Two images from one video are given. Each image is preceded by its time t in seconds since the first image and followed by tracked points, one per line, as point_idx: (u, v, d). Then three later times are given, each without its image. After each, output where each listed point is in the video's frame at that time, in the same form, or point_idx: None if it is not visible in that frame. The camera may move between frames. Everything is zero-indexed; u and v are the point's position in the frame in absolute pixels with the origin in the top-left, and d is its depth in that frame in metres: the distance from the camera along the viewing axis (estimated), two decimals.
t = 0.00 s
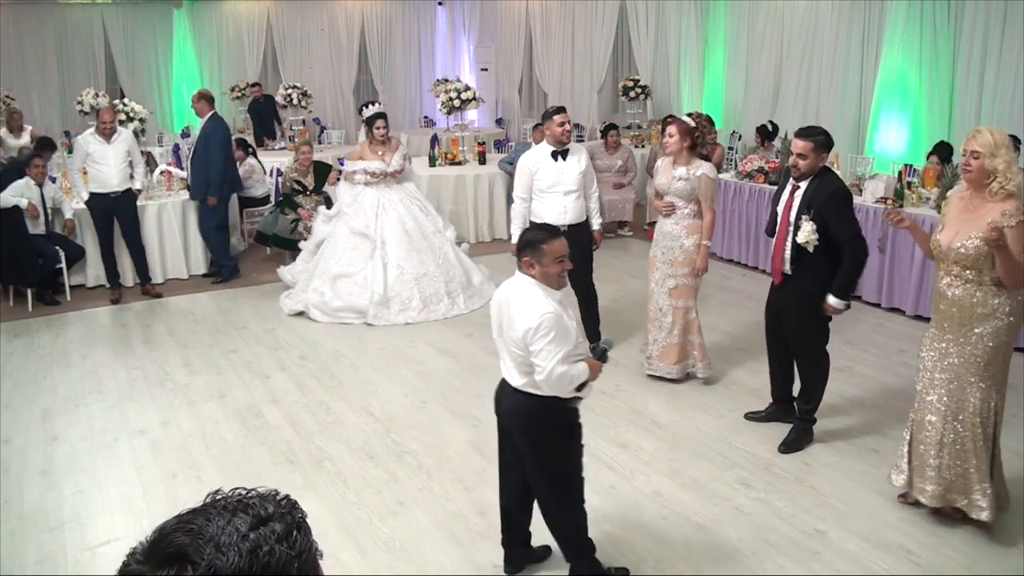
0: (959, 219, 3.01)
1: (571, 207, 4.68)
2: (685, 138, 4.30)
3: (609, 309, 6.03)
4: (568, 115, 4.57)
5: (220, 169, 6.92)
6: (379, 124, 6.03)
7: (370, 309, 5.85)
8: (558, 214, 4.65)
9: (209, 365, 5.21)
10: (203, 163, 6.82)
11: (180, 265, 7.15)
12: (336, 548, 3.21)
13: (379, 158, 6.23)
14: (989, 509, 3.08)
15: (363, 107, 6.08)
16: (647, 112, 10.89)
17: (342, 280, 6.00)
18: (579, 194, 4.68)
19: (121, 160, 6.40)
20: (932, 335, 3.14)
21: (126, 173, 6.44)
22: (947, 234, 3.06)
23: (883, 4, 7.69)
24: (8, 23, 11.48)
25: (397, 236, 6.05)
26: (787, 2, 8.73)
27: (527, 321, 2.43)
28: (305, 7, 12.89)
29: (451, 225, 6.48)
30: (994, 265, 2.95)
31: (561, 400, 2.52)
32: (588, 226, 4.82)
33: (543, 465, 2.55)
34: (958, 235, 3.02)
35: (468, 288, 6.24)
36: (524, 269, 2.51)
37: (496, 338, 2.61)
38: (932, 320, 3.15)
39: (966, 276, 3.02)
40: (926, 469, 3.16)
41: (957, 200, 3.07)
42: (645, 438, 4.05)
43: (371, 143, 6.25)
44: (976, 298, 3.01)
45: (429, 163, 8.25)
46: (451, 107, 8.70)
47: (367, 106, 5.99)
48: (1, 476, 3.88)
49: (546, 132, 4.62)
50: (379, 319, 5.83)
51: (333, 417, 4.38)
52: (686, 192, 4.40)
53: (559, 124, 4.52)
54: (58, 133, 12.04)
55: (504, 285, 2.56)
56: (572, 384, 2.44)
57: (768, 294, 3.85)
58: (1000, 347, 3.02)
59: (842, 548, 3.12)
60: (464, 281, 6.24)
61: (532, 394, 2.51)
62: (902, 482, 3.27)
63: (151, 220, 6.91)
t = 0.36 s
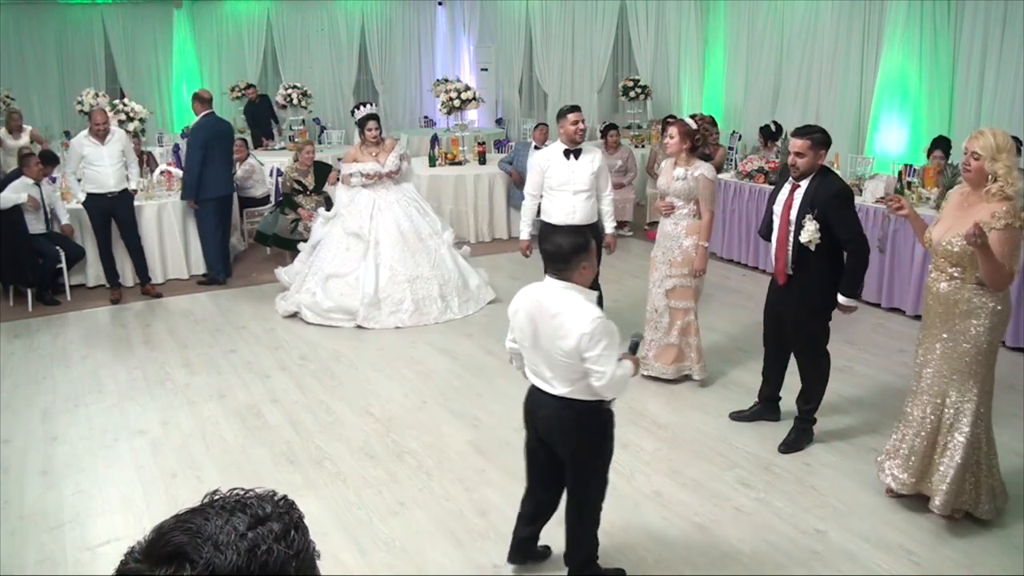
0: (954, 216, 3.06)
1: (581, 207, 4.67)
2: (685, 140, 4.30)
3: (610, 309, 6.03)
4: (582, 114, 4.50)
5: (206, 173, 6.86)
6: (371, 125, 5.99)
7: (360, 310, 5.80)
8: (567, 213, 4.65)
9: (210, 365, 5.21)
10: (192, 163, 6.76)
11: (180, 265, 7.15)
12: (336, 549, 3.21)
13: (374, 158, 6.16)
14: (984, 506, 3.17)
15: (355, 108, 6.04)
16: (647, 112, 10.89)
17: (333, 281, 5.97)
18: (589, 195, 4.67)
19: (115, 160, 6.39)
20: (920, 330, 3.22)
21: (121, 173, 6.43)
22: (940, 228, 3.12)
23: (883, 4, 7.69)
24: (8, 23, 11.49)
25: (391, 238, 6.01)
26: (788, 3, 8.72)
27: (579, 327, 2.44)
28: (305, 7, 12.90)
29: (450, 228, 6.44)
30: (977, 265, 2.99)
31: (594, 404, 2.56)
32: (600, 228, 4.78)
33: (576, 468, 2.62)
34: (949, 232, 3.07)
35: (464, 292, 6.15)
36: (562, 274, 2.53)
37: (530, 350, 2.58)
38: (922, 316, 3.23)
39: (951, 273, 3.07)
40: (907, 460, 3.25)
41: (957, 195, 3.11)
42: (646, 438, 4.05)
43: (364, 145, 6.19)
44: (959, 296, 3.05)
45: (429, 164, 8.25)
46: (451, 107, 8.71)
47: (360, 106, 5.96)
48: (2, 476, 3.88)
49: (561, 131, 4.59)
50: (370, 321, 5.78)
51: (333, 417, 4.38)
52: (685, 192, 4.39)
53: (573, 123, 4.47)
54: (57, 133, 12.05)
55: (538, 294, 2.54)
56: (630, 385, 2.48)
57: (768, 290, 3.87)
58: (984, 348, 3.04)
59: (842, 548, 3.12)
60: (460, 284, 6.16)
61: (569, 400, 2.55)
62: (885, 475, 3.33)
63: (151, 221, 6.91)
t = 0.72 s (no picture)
0: (938, 212, 3.10)
1: (590, 209, 4.66)
2: (679, 137, 4.28)
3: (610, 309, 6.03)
4: (591, 116, 4.44)
5: (196, 172, 6.82)
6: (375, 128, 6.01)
7: (359, 317, 5.76)
8: (575, 214, 4.66)
9: (210, 365, 5.21)
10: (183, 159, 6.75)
11: (180, 265, 7.15)
12: (336, 549, 3.21)
13: (377, 162, 6.16)
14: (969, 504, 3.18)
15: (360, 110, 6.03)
16: (647, 111, 10.89)
17: (333, 288, 5.94)
18: (600, 196, 4.66)
19: (114, 160, 6.38)
20: (905, 324, 3.25)
21: (119, 173, 6.42)
22: (923, 223, 3.15)
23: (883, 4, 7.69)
24: (9, 23, 11.49)
25: (392, 245, 5.97)
26: (789, 3, 8.72)
27: (613, 323, 2.46)
28: (305, 7, 12.91)
29: (453, 232, 6.38)
30: (958, 261, 3.03)
31: (612, 407, 2.58)
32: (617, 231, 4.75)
33: (590, 474, 2.63)
34: (932, 227, 3.10)
35: (466, 298, 6.06)
36: (584, 275, 2.54)
37: (551, 356, 2.56)
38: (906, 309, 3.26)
39: (933, 267, 3.11)
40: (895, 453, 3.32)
41: (940, 192, 3.14)
42: (646, 438, 4.06)
43: (368, 147, 6.20)
44: (943, 290, 3.09)
45: (429, 163, 8.25)
46: (451, 107, 8.71)
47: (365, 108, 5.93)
48: (1, 476, 3.88)
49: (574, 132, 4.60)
50: (368, 326, 5.72)
51: (333, 417, 4.38)
52: (682, 190, 4.40)
53: (582, 125, 4.41)
54: (57, 133, 12.05)
55: (559, 296, 2.54)
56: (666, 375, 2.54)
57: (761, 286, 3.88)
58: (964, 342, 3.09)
59: (842, 548, 3.12)
60: (463, 290, 6.07)
61: (589, 402, 2.56)
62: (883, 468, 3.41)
63: (151, 220, 6.90)
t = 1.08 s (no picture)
0: (926, 213, 3.11)
1: (588, 211, 4.67)
2: (675, 137, 4.29)
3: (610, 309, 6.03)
4: (593, 120, 4.45)
5: (202, 169, 6.85)
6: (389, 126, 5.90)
7: (357, 323, 5.67)
8: (575, 215, 4.73)
9: (210, 365, 5.21)
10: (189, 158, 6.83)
11: (179, 264, 7.14)
12: (336, 549, 3.21)
13: (386, 162, 6.09)
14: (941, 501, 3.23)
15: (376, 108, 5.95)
16: (647, 111, 10.89)
17: (334, 292, 5.89)
18: (600, 199, 4.64)
19: (114, 159, 6.39)
20: (902, 322, 3.26)
21: (119, 173, 6.42)
22: (912, 226, 3.15)
23: (883, 4, 7.70)
24: (9, 24, 11.50)
25: (396, 250, 5.90)
26: (789, 3, 8.72)
27: (621, 319, 2.46)
28: (305, 7, 12.91)
29: (460, 239, 6.30)
30: (960, 255, 3.03)
31: (614, 407, 2.58)
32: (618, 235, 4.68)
33: (592, 473, 2.63)
34: (924, 228, 3.10)
35: (470, 307, 5.94)
36: (583, 277, 2.54)
37: (558, 359, 2.55)
38: (901, 309, 3.27)
39: (933, 267, 3.11)
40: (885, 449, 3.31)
41: (921, 193, 3.18)
42: (646, 438, 4.06)
43: (380, 146, 6.13)
44: (938, 289, 3.10)
45: (429, 163, 8.26)
46: (451, 107, 8.71)
47: (380, 107, 5.78)
48: (1, 476, 3.88)
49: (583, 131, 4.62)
50: (366, 332, 5.63)
51: (333, 417, 4.38)
52: (681, 189, 4.42)
53: (580, 128, 4.44)
54: (57, 133, 12.04)
55: (561, 300, 2.53)
56: (685, 354, 2.56)
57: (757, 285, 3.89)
58: (960, 341, 3.10)
59: (841, 548, 3.12)
60: (467, 299, 5.96)
61: (588, 402, 2.56)
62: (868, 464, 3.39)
63: (150, 220, 6.90)
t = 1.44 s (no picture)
0: (927, 214, 3.08)
1: (584, 210, 4.66)
2: (676, 138, 4.30)
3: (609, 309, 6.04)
4: (592, 117, 4.45)
5: (217, 172, 6.95)
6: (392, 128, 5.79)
7: (352, 325, 5.56)
8: (572, 213, 4.73)
9: (210, 365, 5.21)
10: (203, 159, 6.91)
11: (179, 264, 7.14)
12: (336, 549, 3.21)
13: (388, 164, 6.00)
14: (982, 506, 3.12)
15: (382, 107, 5.85)
16: (646, 111, 10.89)
17: (330, 292, 5.80)
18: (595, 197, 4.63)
19: (116, 159, 6.39)
20: (913, 330, 3.16)
21: (121, 173, 6.43)
22: (916, 230, 3.11)
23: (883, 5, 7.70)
24: (9, 24, 11.50)
25: (393, 251, 5.81)
26: (790, 3, 8.72)
27: (615, 321, 2.46)
28: (305, 7, 12.89)
29: (460, 241, 6.17)
30: (971, 252, 3.00)
31: (613, 408, 2.58)
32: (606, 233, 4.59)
33: (593, 472, 2.63)
34: (930, 230, 3.06)
35: (469, 311, 5.77)
36: (578, 277, 2.54)
37: (557, 360, 2.56)
38: (909, 316, 3.18)
39: (944, 268, 3.05)
40: (912, 469, 3.14)
41: (916, 197, 3.16)
42: (645, 438, 4.06)
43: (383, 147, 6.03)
44: (956, 289, 3.04)
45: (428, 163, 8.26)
46: (451, 107, 8.71)
47: (387, 107, 5.72)
48: (2, 476, 3.88)
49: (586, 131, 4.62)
50: (360, 335, 5.51)
51: (333, 418, 4.38)
52: (683, 189, 4.42)
53: (580, 127, 4.44)
54: (58, 133, 12.05)
55: (556, 303, 2.53)
56: (683, 354, 2.55)
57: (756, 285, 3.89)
58: (979, 338, 3.07)
59: (841, 548, 3.12)
60: (466, 302, 5.80)
61: (584, 402, 2.56)
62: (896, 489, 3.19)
63: (150, 221, 6.89)
